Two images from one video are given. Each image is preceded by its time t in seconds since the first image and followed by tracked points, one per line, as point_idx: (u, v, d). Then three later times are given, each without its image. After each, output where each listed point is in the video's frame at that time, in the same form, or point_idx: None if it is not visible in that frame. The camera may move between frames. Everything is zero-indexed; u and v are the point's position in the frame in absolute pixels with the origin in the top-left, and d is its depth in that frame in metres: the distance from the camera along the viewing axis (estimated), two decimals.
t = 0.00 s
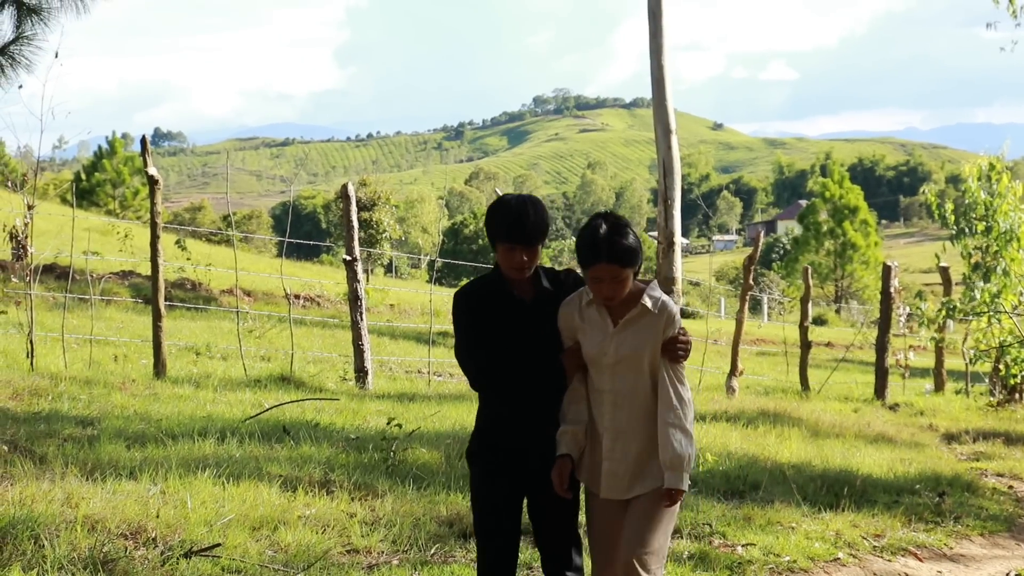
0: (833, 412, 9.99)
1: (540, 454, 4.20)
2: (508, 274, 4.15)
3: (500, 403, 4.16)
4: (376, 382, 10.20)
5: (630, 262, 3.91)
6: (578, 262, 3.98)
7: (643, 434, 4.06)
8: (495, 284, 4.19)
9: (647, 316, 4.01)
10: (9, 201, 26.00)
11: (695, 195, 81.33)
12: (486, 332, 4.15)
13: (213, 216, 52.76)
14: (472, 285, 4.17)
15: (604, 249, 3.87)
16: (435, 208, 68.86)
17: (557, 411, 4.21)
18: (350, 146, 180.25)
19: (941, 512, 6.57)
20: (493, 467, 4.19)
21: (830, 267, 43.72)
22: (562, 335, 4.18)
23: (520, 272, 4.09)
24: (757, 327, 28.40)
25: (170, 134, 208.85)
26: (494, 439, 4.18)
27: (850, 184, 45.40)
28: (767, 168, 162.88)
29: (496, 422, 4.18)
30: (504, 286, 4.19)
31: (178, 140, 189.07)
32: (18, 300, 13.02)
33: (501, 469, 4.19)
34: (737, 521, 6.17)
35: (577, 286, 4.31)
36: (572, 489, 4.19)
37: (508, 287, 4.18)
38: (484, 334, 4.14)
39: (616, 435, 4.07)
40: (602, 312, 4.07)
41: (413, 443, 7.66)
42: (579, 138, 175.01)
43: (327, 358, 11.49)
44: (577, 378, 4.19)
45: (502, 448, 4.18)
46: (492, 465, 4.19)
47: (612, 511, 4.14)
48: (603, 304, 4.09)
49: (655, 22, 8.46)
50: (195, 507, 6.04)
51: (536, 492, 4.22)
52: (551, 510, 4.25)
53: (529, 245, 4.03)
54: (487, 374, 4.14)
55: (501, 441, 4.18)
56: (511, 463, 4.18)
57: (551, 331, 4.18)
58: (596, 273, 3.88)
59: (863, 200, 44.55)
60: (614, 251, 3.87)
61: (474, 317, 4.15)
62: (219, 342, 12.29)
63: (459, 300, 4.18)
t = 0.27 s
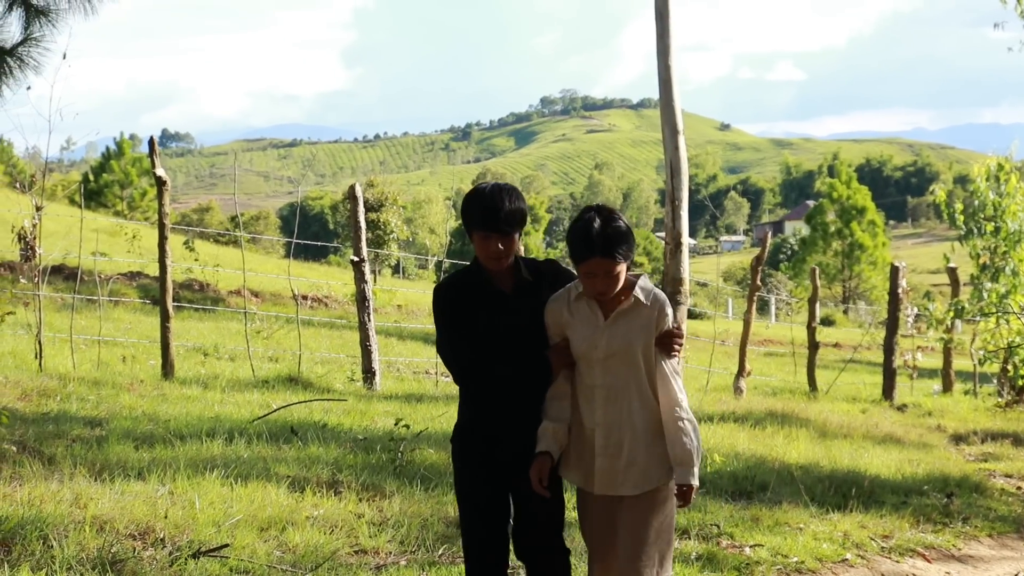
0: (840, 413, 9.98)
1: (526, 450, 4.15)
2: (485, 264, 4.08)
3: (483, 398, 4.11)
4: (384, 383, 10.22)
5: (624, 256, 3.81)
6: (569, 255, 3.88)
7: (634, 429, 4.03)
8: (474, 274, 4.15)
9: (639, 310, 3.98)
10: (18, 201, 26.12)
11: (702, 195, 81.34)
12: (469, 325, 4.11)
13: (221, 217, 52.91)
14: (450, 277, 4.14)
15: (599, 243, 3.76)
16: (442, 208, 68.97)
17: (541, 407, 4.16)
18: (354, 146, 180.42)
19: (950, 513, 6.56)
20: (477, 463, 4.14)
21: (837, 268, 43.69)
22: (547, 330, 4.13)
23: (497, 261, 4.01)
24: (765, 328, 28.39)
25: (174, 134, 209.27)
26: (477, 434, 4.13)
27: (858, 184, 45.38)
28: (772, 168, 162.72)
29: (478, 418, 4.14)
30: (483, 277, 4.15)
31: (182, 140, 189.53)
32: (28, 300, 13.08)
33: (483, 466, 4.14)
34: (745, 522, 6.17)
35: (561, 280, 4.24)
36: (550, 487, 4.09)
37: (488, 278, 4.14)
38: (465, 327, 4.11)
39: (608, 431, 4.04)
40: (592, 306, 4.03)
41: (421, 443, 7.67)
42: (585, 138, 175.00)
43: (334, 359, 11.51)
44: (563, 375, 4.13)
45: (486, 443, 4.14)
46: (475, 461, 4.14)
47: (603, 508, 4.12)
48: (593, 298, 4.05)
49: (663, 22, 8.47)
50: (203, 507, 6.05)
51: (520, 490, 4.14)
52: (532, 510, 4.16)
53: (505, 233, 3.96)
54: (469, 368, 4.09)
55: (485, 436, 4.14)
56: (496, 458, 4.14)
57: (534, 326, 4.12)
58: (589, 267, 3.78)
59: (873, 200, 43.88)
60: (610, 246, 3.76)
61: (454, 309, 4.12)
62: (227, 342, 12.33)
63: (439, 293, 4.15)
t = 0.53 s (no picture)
0: (851, 413, 9.96)
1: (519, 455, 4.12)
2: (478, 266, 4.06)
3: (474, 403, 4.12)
4: (396, 387, 10.23)
5: (606, 263, 3.79)
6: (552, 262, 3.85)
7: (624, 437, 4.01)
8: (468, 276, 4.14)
9: (625, 318, 3.96)
10: (27, 208, 26.22)
11: (710, 197, 81.40)
12: (458, 329, 4.12)
13: (230, 221, 53.00)
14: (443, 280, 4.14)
15: (578, 249, 3.75)
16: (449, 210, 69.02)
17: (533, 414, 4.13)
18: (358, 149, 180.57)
19: (962, 513, 6.56)
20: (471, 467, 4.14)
21: (847, 268, 43.65)
22: (537, 337, 4.11)
23: (491, 263, 4.01)
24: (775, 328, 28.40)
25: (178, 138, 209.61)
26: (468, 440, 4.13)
27: (867, 184, 45.37)
28: (777, 167, 162.61)
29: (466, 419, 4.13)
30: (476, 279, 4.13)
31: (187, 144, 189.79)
32: (39, 306, 13.12)
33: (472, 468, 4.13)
34: (756, 523, 6.16)
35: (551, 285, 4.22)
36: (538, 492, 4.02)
37: (479, 279, 4.13)
38: (455, 331, 4.12)
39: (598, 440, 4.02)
40: (579, 315, 3.99)
41: (432, 447, 7.68)
42: (596, 141, 174.76)
43: (345, 362, 11.52)
44: (555, 382, 4.10)
45: (478, 448, 4.13)
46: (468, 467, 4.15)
47: (593, 520, 4.07)
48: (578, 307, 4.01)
49: (671, 24, 8.48)
50: (214, 513, 6.06)
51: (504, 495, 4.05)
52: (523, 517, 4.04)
53: (495, 232, 3.94)
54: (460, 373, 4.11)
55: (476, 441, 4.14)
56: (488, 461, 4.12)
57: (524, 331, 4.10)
58: (569, 275, 3.76)
59: (881, 200, 44.43)
60: (589, 253, 3.74)
61: (443, 315, 4.14)
62: (238, 347, 12.35)
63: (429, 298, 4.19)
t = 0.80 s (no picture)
0: (862, 416, 9.95)
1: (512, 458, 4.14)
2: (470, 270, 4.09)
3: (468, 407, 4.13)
4: (406, 389, 10.23)
5: (592, 265, 3.82)
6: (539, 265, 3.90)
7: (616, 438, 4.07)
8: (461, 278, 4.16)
9: (619, 315, 4.02)
10: (37, 210, 26.25)
11: (718, 198, 81.28)
12: (452, 334, 4.13)
13: (239, 222, 53.05)
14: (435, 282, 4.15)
15: (562, 253, 3.78)
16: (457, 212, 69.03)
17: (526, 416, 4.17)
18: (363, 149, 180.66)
19: (973, 516, 6.55)
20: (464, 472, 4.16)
21: (857, 270, 43.57)
22: (530, 339, 4.15)
23: (483, 268, 4.03)
24: (785, 331, 28.34)
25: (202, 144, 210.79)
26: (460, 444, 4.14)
27: (878, 186, 45.29)
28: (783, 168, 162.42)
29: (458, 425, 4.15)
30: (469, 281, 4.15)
31: (194, 144, 190.64)
32: (50, 308, 13.13)
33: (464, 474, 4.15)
34: (767, 526, 6.16)
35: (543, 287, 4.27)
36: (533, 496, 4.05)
37: (471, 283, 4.14)
38: (448, 335, 4.13)
39: (591, 441, 4.07)
40: (572, 314, 4.05)
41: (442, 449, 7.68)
42: (602, 141, 174.68)
43: (355, 364, 11.53)
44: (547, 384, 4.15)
45: (471, 452, 4.14)
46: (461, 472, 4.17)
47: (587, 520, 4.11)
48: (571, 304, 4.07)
49: (682, 27, 8.48)
50: (225, 514, 6.07)
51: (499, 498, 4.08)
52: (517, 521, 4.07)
53: (489, 236, 3.96)
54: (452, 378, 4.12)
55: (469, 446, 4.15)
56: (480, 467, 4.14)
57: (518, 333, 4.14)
58: (556, 278, 3.80)
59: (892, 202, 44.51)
60: (573, 257, 3.78)
61: (435, 320, 4.15)
62: (248, 349, 12.37)
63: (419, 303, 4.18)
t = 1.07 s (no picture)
0: (868, 418, 9.95)
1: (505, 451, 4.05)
2: (463, 258, 4.00)
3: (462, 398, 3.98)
4: (412, 390, 10.24)
5: (592, 261, 3.82)
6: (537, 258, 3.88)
7: (614, 434, 4.06)
8: (449, 263, 4.02)
9: (619, 310, 4.01)
10: (43, 211, 26.28)
11: (723, 199, 81.30)
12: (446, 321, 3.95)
13: (245, 222, 53.11)
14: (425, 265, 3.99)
15: (562, 248, 3.78)
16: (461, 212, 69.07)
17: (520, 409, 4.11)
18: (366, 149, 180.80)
19: (978, 518, 6.55)
20: (453, 465, 4.01)
21: (863, 272, 43.58)
22: (525, 329, 4.10)
23: (479, 255, 3.95)
24: (790, 332, 28.34)
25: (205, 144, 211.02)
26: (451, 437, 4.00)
27: (883, 188, 45.27)
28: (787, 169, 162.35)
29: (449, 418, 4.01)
30: (460, 267, 4.01)
31: (198, 144, 190.88)
32: (56, 308, 13.15)
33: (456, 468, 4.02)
34: (772, 527, 6.16)
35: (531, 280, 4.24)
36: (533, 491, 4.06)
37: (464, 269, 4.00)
38: (441, 322, 3.95)
39: (587, 437, 4.05)
40: (571, 307, 4.03)
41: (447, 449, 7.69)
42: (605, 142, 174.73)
43: (360, 365, 11.54)
44: (542, 378, 4.12)
45: (462, 445, 4.01)
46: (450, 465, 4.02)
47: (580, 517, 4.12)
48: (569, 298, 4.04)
49: (687, 28, 8.48)
50: (231, 514, 6.08)
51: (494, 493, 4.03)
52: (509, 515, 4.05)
53: (487, 225, 3.90)
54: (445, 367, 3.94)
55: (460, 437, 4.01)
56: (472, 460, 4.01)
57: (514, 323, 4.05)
58: (557, 274, 3.79)
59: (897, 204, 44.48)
60: (572, 254, 3.78)
61: (424, 305, 3.98)
62: (254, 350, 12.39)
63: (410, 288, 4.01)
